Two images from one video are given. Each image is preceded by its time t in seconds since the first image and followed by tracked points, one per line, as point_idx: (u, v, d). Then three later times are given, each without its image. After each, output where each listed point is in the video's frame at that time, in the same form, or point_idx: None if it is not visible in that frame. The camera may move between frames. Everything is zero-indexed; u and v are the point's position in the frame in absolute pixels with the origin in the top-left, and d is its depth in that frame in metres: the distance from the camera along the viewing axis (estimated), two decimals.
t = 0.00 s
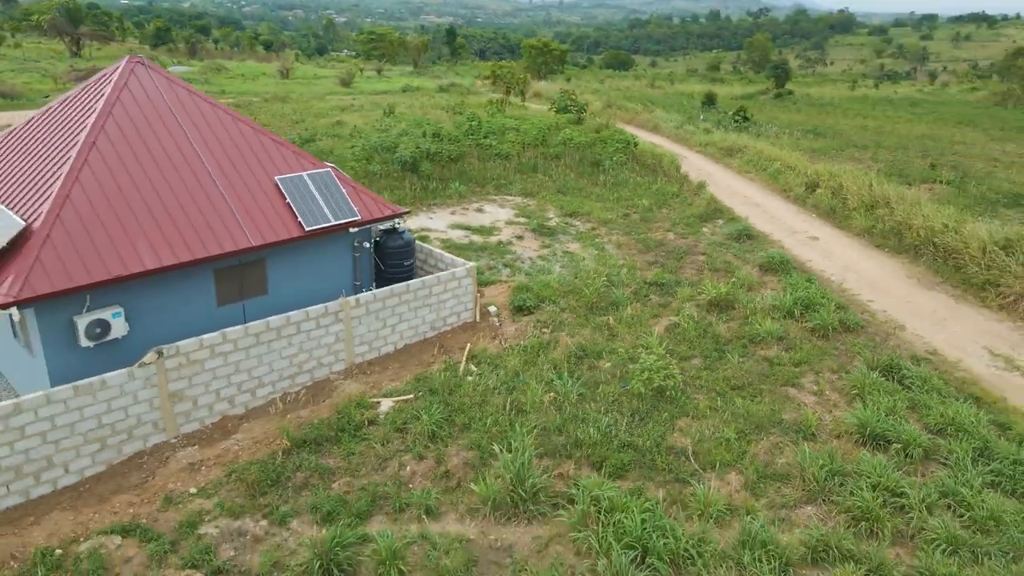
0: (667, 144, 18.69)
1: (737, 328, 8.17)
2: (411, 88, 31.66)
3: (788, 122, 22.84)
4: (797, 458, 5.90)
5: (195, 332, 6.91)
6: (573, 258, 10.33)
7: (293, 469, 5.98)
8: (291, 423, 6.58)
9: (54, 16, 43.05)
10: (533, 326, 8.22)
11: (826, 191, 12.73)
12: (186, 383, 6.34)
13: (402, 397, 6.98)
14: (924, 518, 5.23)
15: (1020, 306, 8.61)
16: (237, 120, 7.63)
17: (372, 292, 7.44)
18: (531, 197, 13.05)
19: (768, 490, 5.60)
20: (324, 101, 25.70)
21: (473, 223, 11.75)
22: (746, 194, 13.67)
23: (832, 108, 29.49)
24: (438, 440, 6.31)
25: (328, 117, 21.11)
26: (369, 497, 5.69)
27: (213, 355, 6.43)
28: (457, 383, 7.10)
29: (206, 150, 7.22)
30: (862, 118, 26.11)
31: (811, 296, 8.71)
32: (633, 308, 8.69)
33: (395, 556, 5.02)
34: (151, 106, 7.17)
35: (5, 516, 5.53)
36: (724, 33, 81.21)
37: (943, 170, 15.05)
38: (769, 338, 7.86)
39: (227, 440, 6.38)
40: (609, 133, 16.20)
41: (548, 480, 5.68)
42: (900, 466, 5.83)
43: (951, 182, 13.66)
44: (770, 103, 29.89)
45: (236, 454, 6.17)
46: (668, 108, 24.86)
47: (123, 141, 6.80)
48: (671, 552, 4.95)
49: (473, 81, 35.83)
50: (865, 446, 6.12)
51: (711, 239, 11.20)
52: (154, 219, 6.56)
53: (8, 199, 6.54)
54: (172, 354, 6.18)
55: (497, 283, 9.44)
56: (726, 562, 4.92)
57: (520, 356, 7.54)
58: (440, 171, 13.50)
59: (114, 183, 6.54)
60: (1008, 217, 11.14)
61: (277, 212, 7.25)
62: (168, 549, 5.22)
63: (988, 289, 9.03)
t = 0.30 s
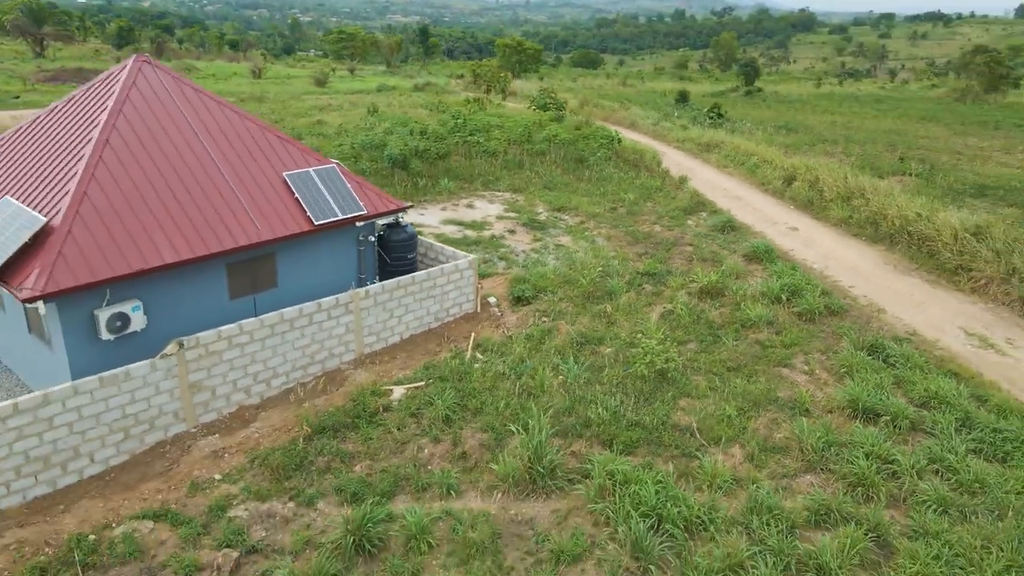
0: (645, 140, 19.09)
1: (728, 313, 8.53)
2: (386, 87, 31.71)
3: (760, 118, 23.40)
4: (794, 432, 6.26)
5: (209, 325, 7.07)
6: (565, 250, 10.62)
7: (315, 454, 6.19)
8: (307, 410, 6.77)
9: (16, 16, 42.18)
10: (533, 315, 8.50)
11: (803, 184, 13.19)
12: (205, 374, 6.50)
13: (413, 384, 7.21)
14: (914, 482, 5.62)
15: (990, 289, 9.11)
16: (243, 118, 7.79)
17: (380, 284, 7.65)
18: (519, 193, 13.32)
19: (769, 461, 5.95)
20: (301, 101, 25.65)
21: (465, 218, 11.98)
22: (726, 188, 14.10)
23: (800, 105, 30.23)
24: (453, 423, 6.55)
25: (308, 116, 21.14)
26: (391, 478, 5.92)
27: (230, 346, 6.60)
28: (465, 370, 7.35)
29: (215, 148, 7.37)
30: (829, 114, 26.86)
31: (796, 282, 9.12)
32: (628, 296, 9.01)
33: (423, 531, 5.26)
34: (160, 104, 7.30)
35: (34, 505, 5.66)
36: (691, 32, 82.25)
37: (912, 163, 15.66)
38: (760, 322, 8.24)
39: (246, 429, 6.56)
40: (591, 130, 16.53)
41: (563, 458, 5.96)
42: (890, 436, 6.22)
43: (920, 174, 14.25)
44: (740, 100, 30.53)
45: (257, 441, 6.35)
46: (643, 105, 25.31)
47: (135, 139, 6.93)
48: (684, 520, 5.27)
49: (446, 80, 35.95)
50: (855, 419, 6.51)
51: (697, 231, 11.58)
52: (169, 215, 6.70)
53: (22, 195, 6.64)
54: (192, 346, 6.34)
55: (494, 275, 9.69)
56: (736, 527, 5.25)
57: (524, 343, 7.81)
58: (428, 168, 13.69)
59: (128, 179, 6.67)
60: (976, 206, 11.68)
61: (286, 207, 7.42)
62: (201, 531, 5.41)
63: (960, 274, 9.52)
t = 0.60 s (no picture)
0: (624, 137, 19.50)
1: (719, 300, 8.90)
2: (361, 86, 31.72)
3: (733, 115, 23.95)
4: (790, 408, 6.64)
5: (222, 317, 7.23)
6: (558, 243, 10.93)
7: (334, 439, 6.40)
8: (323, 398, 6.98)
9: None
10: (533, 305, 8.78)
11: (781, 177, 13.67)
12: (223, 364, 6.68)
13: (423, 372, 7.46)
14: (904, 450, 6.03)
15: (962, 273, 9.62)
16: (249, 116, 7.96)
17: (387, 276, 7.88)
18: (507, 189, 13.59)
19: (769, 435, 6.32)
20: (278, 101, 25.59)
21: (456, 214, 12.22)
22: (707, 182, 14.54)
23: (770, 102, 30.93)
24: (465, 408, 6.81)
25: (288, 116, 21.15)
26: (411, 459, 6.17)
27: (247, 337, 6.79)
28: (472, 357, 7.62)
29: (224, 145, 7.53)
30: (798, 111, 27.58)
31: (782, 270, 9.53)
32: (623, 286, 9.34)
33: (448, 507, 5.51)
34: (169, 102, 7.44)
35: (63, 494, 5.80)
36: (659, 30, 83.20)
37: (882, 156, 16.27)
38: (750, 308, 8.63)
39: (264, 418, 6.75)
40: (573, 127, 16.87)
41: (575, 436, 6.25)
42: (878, 409, 6.63)
43: (891, 167, 14.83)
44: (712, 97, 31.16)
45: (277, 429, 6.55)
46: (619, 103, 25.74)
47: (147, 136, 7.06)
48: (694, 490, 5.61)
49: (421, 80, 36.03)
50: (845, 395, 6.91)
51: (682, 224, 11.96)
52: (184, 209, 6.86)
53: (37, 192, 6.74)
54: (211, 337, 6.52)
55: (491, 267, 9.95)
56: (742, 495, 5.59)
57: (527, 331, 8.09)
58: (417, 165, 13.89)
59: (143, 175, 6.81)
60: (945, 196, 12.25)
61: (295, 202, 7.61)
62: (231, 514, 5.60)
63: (934, 260, 10.03)
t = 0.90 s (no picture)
0: (604, 133, 19.91)
1: (709, 287, 9.30)
2: (336, 85, 31.72)
3: (707, 112, 24.49)
4: (783, 385, 7.04)
5: (235, 310, 7.42)
6: (549, 236, 11.25)
7: (353, 424, 6.64)
8: (337, 386, 7.21)
9: None
10: (532, 295, 9.09)
11: (759, 171, 14.16)
12: (240, 354, 6.88)
13: (431, 359, 7.72)
14: (891, 420, 6.45)
15: (935, 259, 10.14)
16: (255, 113, 8.14)
17: (393, 268, 8.12)
18: (495, 186, 13.88)
19: (766, 410, 6.70)
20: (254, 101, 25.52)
21: (447, 209, 12.47)
22: (688, 176, 14.98)
23: (740, 99, 31.61)
24: (476, 391, 7.09)
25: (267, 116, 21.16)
26: (429, 441, 6.43)
27: (262, 328, 6.99)
28: (478, 345, 7.89)
29: (233, 142, 7.71)
30: (769, 108, 28.27)
31: (767, 258, 9.95)
32: (617, 275, 9.68)
33: (469, 483, 5.80)
34: (177, 101, 7.60)
35: (92, 481, 5.96)
36: (627, 29, 84.08)
37: (853, 150, 16.87)
38: (738, 294, 9.03)
39: (281, 406, 6.95)
40: (555, 124, 17.23)
41: (584, 415, 6.57)
42: (865, 384, 7.05)
43: (863, 160, 15.41)
44: (684, 95, 31.77)
45: (296, 416, 6.77)
46: (595, 101, 26.16)
47: (159, 134, 7.22)
48: (701, 461, 5.96)
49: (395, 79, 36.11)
50: (834, 372, 7.33)
51: (667, 216, 12.36)
52: (198, 204, 7.02)
53: (52, 188, 6.85)
54: (229, 328, 6.71)
55: (487, 260, 10.24)
56: (745, 464, 5.95)
57: (528, 319, 8.39)
58: (404, 163, 14.12)
59: (157, 171, 6.96)
60: (916, 187, 12.81)
61: (303, 197, 7.81)
62: (260, 495, 5.82)
63: (908, 248, 10.55)
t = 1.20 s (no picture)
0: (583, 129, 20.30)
1: (699, 274, 9.69)
2: (311, 84, 31.66)
3: (681, 108, 25.01)
4: (776, 364, 7.44)
5: (247, 302, 7.61)
6: (540, 228, 11.57)
7: (369, 409, 6.89)
8: (350, 373, 7.44)
9: None
10: (530, 285, 9.39)
11: (738, 164, 14.64)
12: (256, 344, 7.09)
13: (438, 347, 7.98)
14: (878, 393, 6.88)
15: (910, 245, 10.67)
16: (260, 110, 8.32)
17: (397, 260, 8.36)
18: (483, 181, 14.16)
19: (761, 386, 7.09)
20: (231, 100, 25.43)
21: (438, 205, 12.72)
22: (670, 171, 15.41)
23: (711, 96, 32.26)
24: (485, 376, 7.38)
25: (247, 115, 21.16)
26: (444, 422, 6.70)
27: (276, 318, 7.21)
28: (483, 333, 8.17)
29: (241, 138, 7.89)
30: (740, 104, 28.92)
31: (752, 247, 10.38)
32: (610, 265, 10.04)
33: (488, 460, 6.09)
34: (185, 98, 7.76)
35: (119, 467, 6.14)
36: (595, 28, 84.82)
37: (825, 144, 17.47)
38: (727, 281, 9.44)
39: (297, 393, 7.17)
40: (537, 121, 17.55)
41: (591, 395, 6.90)
42: (852, 361, 7.48)
43: (835, 153, 15.99)
44: (657, 92, 32.35)
45: (313, 403, 6.99)
46: (571, 98, 26.53)
47: (169, 131, 7.38)
48: (705, 434, 6.32)
49: (369, 79, 36.15)
50: (822, 351, 7.75)
51: (653, 209, 12.76)
52: (211, 198, 7.20)
53: (67, 184, 6.99)
54: (246, 318, 6.91)
55: (483, 252, 10.52)
56: (746, 436, 6.33)
57: (529, 307, 8.69)
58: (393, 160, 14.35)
59: (170, 167, 7.13)
60: (888, 178, 13.38)
61: (310, 191, 8.02)
62: (286, 476, 6.05)
63: (884, 235, 11.06)
